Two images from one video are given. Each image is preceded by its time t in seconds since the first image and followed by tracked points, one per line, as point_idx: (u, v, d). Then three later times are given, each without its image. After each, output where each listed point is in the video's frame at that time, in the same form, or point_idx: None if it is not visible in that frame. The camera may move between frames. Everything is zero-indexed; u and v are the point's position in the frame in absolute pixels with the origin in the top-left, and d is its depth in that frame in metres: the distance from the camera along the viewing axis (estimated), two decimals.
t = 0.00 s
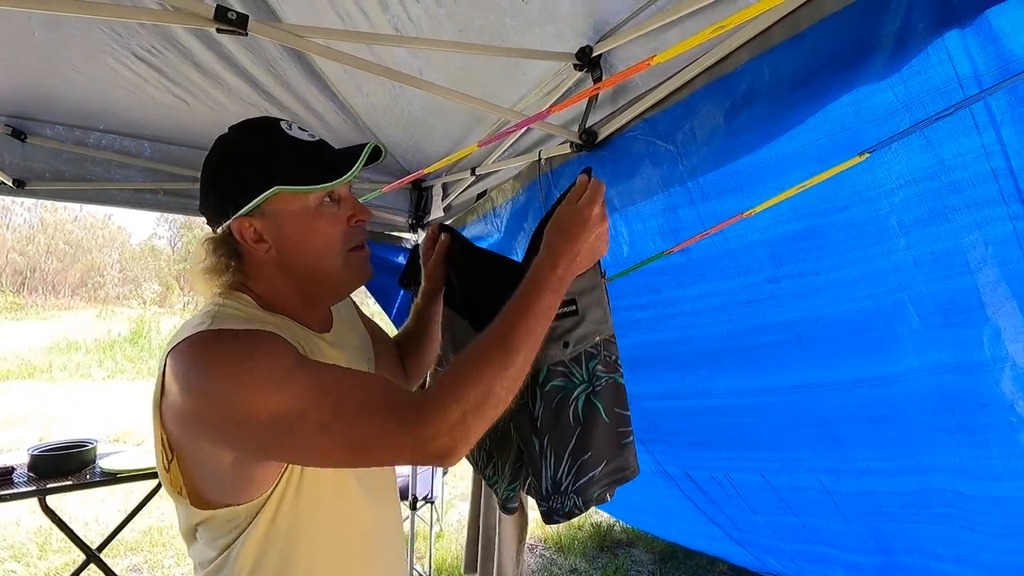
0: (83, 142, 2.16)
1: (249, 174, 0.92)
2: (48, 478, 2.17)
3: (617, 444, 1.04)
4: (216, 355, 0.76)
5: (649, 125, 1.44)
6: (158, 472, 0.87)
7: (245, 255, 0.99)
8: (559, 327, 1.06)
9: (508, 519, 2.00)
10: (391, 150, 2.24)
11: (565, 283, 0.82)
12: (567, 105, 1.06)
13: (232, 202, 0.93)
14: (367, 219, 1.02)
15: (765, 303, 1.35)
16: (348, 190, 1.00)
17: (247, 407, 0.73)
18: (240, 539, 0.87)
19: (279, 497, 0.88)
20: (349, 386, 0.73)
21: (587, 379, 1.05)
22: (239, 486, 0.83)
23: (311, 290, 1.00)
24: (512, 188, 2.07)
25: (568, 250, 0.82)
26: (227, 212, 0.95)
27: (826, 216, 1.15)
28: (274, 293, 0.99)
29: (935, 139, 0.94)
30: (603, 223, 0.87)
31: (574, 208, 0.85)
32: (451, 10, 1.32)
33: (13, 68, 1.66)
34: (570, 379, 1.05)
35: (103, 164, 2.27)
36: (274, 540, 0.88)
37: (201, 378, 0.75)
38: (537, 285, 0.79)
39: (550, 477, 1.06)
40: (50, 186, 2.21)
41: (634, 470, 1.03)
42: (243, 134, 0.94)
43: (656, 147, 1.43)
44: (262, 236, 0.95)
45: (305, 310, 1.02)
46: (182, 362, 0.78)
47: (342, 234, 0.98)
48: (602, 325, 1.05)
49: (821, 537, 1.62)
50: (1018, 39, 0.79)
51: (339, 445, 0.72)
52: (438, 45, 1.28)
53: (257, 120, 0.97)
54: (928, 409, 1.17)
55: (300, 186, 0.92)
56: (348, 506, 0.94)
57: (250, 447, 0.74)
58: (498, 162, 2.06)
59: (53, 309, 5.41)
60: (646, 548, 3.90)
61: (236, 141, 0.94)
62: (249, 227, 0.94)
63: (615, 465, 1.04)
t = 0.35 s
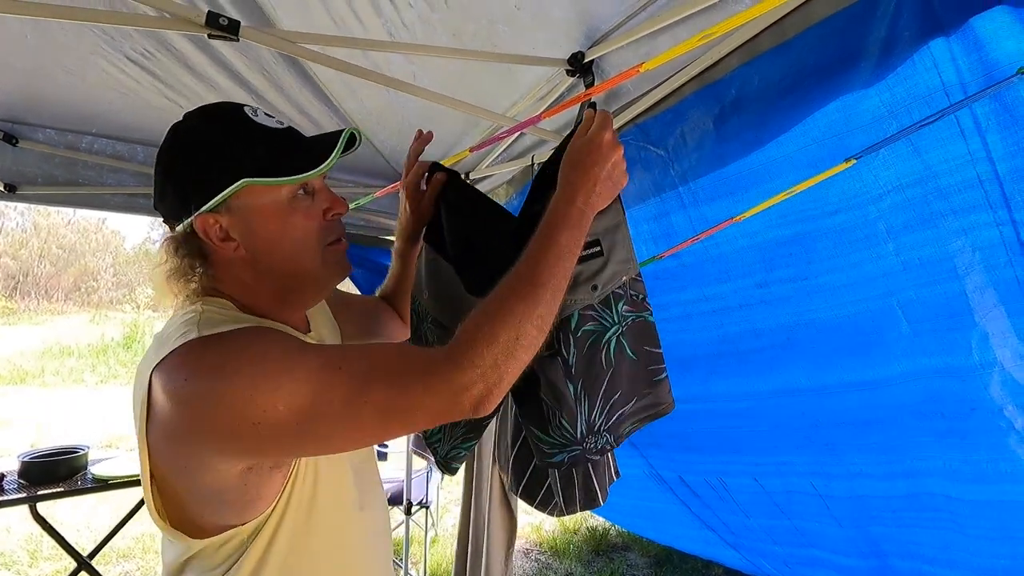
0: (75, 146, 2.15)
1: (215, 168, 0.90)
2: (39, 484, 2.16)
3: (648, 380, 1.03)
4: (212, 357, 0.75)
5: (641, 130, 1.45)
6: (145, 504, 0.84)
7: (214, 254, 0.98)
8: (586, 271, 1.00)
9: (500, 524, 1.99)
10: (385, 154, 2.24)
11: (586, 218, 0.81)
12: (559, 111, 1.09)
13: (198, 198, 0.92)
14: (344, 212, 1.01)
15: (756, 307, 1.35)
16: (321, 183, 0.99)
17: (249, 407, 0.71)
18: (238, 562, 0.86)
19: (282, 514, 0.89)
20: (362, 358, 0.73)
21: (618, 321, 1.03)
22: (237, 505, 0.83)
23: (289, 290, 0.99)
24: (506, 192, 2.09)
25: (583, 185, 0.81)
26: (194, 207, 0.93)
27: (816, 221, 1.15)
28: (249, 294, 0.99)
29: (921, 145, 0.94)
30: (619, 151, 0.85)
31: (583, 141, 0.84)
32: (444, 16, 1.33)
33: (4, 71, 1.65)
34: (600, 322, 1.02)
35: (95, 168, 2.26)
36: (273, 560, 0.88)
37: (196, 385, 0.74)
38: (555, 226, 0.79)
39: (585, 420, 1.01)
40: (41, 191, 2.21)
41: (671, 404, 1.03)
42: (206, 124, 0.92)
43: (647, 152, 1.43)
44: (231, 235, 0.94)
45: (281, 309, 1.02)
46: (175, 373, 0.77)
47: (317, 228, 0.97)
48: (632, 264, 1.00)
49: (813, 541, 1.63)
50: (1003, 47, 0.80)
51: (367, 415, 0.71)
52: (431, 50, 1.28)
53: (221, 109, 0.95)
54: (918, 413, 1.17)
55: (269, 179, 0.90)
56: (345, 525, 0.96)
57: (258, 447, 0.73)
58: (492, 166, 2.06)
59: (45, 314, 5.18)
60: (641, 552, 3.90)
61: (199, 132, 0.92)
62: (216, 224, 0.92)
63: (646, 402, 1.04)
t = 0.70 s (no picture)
0: (79, 151, 2.16)
1: (215, 179, 0.90)
2: (40, 488, 2.16)
3: (659, 382, 1.01)
4: (217, 371, 0.75)
5: (643, 138, 1.46)
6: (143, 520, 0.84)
7: (212, 266, 0.98)
8: (589, 272, 1.02)
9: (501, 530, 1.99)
10: (387, 160, 2.25)
11: (590, 219, 0.82)
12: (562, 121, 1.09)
13: (196, 209, 0.92)
14: (346, 223, 1.03)
15: (758, 314, 1.36)
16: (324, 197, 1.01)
17: (254, 421, 0.71)
18: None
19: (281, 526, 0.89)
20: (369, 365, 0.73)
21: (621, 321, 1.03)
22: (238, 518, 0.83)
23: (287, 302, 1.00)
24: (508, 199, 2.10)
25: (585, 187, 0.83)
26: (191, 219, 0.93)
27: (818, 229, 1.16)
28: (247, 305, 1.00)
29: (922, 155, 0.95)
30: (620, 154, 0.87)
31: (584, 145, 0.86)
32: (446, 25, 1.34)
33: (9, 77, 1.66)
34: (606, 323, 1.03)
35: (99, 173, 2.27)
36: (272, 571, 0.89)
37: (200, 399, 0.74)
38: (559, 227, 0.80)
39: (589, 420, 1.01)
40: (45, 196, 2.22)
41: (683, 407, 1.00)
42: (205, 134, 0.92)
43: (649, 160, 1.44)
44: (229, 248, 0.94)
45: (277, 319, 1.03)
46: (179, 386, 0.77)
47: (316, 241, 0.98)
48: (635, 264, 1.01)
49: (814, 547, 1.63)
50: (1003, 59, 0.81)
51: (375, 420, 0.72)
52: (434, 58, 1.29)
53: (219, 117, 0.94)
54: (918, 421, 1.17)
55: (270, 193, 0.91)
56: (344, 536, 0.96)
57: (263, 459, 0.73)
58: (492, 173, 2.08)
59: (47, 316, 5.28)
60: (642, 558, 3.89)
61: (197, 142, 0.91)
62: (213, 237, 0.93)
63: (656, 405, 1.01)
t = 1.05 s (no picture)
0: (81, 155, 2.16)
1: (220, 184, 0.91)
2: (41, 492, 2.16)
3: (653, 384, 1.02)
4: (228, 370, 0.76)
5: (643, 142, 1.46)
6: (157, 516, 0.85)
7: (219, 268, 0.99)
8: (590, 275, 1.03)
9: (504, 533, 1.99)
10: (387, 164, 2.25)
11: (595, 224, 0.83)
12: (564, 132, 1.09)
13: (202, 215, 0.93)
14: (350, 224, 1.04)
15: (759, 318, 1.36)
16: (328, 197, 1.01)
17: (266, 421, 0.72)
18: None
19: (293, 527, 0.90)
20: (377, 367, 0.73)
21: (618, 323, 1.03)
22: (251, 519, 0.84)
23: (294, 304, 1.00)
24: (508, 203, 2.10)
25: (587, 192, 0.83)
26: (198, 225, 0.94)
27: (819, 233, 1.16)
28: (255, 307, 1.00)
29: (921, 159, 0.95)
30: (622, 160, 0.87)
31: (587, 149, 0.86)
32: (447, 30, 1.34)
33: (12, 82, 1.67)
34: (604, 325, 1.03)
35: (100, 177, 2.28)
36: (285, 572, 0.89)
37: (212, 399, 0.74)
38: (563, 231, 0.81)
39: (587, 422, 1.01)
40: (46, 199, 2.22)
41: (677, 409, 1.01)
42: (210, 142, 0.93)
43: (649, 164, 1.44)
44: (237, 250, 0.95)
45: (287, 322, 1.02)
46: (190, 387, 0.77)
47: (322, 241, 0.98)
48: (634, 268, 1.02)
49: (815, 550, 1.63)
50: (1001, 65, 0.81)
51: (383, 421, 0.72)
52: (435, 64, 1.30)
53: (223, 125, 0.95)
54: (918, 424, 1.18)
55: (275, 195, 0.91)
56: (355, 536, 0.96)
57: (273, 459, 0.73)
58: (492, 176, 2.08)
59: (48, 319, 5.34)
60: (642, 561, 3.89)
61: (203, 150, 0.93)
62: (221, 240, 0.93)
63: (651, 405, 1.02)
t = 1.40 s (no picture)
0: (79, 155, 2.16)
1: (210, 181, 0.91)
2: (37, 492, 2.15)
3: (648, 376, 1.02)
4: (228, 370, 0.76)
5: (643, 144, 1.47)
6: (159, 513, 0.85)
7: (218, 267, 0.99)
8: (582, 273, 1.03)
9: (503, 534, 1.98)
10: (385, 164, 2.25)
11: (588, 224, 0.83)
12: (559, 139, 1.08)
13: (194, 216, 0.93)
14: (344, 217, 1.03)
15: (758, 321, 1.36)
16: (319, 187, 1.00)
17: (265, 421, 0.72)
18: None
19: (295, 528, 0.89)
20: (375, 370, 0.73)
21: (611, 319, 1.03)
22: (254, 517, 0.83)
23: (293, 302, 1.00)
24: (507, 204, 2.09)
25: (579, 193, 0.83)
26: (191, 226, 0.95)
27: (817, 235, 1.16)
28: (253, 305, 0.99)
29: (920, 162, 0.96)
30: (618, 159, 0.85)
31: (582, 147, 0.85)
32: (446, 30, 1.34)
33: (10, 81, 1.67)
34: (600, 322, 1.03)
35: (99, 176, 2.28)
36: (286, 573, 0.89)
37: (212, 398, 0.74)
38: (556, 233, 0.81)
39: (597, 423, 1.00)
40: (44, 199, 2.21)
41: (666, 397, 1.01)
42: (199, 142, 0.93)
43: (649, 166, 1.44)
44: (231, 246, 0.95)
45: (288, 318, 1.02)
46: (190, 386, 0.77)
47: (315, 234, 0.98)
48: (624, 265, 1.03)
49: (812, 552, 1.60)
50: (998, 69, 0.81)
51: (383, 426, 0.72)
52: (434, 64, 1.29)
53: (210, 125, 0.95)
54: (917, 424, 1.17)
55: (265, 187, 0.91)
56: (356, 538, 0.95)
57: (276, 460, 0.73)
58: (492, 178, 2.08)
59: (45, 319, 5.31)
60: (640, 563, 3.88)
61: (193, 150, 0.93)
62: (216, 237, 0.94)
63: (648, 398, 1.02)
